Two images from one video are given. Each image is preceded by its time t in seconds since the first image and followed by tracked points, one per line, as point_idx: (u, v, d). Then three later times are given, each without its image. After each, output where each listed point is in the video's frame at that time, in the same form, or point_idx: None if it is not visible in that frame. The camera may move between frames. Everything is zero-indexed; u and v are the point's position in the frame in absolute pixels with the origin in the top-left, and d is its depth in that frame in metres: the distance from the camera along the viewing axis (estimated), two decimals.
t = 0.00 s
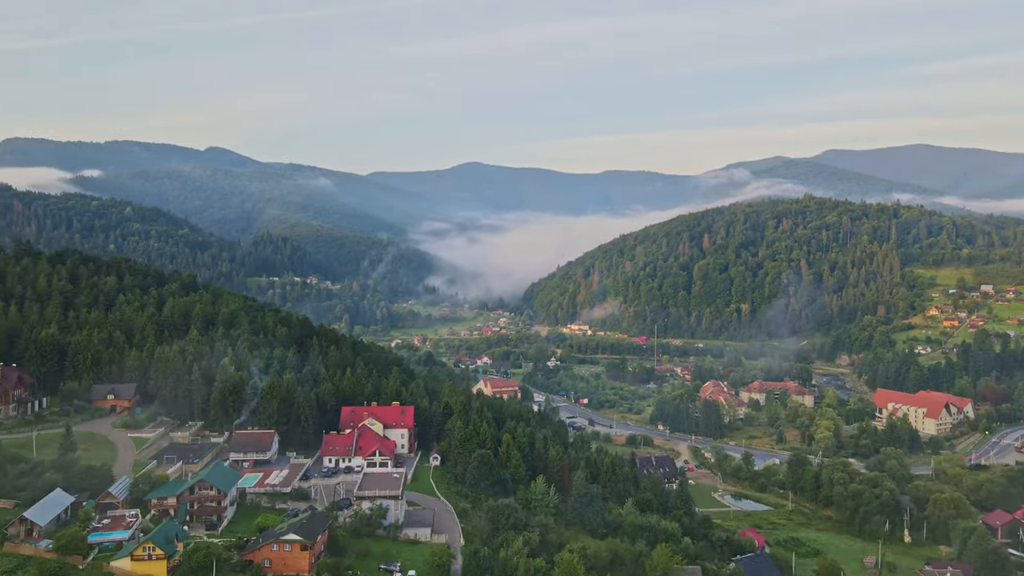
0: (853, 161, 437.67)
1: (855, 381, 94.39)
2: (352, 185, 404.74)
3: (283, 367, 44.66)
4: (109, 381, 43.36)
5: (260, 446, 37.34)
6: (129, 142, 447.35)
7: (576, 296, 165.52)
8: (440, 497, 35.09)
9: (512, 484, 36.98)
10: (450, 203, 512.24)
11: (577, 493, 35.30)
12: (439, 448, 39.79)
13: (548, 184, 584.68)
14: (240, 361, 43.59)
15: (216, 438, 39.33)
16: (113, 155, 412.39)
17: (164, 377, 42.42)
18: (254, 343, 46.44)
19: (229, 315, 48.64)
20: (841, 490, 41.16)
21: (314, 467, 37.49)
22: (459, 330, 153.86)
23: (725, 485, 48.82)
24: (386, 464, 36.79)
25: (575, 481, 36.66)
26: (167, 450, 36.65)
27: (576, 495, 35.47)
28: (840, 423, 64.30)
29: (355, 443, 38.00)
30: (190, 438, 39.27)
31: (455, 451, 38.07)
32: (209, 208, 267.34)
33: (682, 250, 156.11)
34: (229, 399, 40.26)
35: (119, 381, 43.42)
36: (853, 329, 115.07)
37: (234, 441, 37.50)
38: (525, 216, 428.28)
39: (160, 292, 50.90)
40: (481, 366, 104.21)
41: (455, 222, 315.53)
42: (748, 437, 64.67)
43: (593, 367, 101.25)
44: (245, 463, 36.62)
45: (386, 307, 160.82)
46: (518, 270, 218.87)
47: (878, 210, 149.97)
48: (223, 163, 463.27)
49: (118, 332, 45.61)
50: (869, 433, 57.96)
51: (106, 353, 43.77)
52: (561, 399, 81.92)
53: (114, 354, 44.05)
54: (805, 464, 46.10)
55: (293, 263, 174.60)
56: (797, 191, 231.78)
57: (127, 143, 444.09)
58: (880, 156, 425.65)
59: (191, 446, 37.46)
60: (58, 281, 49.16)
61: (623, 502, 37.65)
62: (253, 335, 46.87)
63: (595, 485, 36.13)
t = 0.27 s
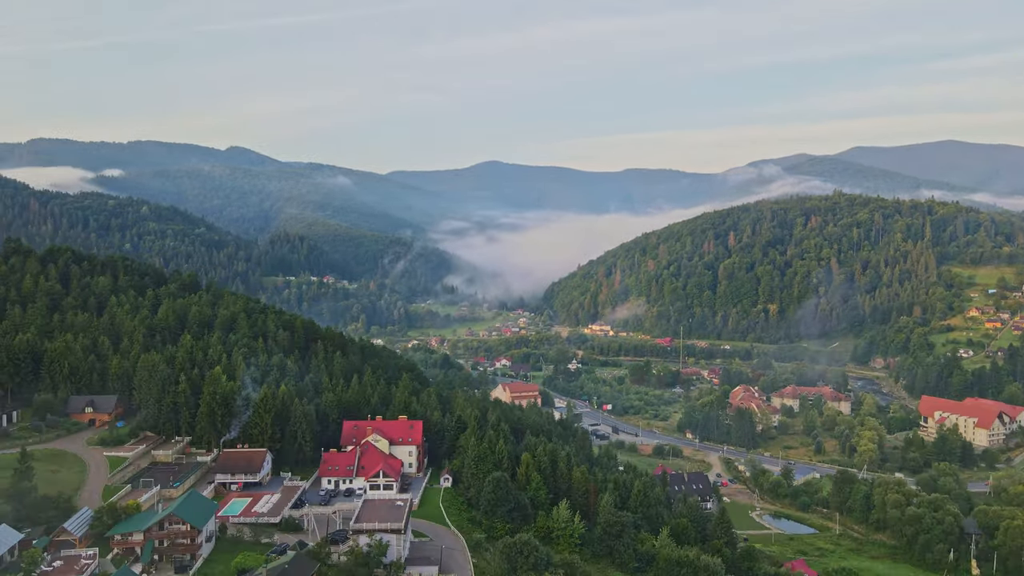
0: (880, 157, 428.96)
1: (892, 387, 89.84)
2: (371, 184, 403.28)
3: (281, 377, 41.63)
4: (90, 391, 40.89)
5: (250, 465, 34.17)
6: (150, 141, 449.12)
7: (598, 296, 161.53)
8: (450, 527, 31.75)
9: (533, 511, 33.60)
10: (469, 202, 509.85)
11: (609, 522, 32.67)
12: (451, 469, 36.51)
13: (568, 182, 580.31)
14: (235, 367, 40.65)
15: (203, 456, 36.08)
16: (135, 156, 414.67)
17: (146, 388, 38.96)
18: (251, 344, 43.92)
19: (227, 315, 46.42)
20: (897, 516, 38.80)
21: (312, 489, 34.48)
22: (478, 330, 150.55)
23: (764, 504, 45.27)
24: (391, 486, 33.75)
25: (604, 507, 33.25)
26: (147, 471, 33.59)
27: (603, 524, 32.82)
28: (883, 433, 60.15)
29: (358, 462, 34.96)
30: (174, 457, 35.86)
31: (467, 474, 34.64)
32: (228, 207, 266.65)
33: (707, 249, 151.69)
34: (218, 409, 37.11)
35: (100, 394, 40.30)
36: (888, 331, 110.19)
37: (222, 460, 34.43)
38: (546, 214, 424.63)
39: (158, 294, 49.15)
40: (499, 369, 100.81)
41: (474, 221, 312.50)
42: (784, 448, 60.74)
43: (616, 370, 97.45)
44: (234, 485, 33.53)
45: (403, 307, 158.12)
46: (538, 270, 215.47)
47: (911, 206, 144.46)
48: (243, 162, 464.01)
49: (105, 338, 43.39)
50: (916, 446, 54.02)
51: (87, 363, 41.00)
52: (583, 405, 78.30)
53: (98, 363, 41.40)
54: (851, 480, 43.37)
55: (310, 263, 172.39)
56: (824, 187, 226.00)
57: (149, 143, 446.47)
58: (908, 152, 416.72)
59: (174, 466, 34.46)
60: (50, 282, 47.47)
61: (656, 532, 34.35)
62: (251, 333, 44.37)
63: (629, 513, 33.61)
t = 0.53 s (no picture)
0: (901, 154, 421.36)
1: (926, 394, 85.32)
2: (384, 183, 400.84)
3: (270, 390, 38.56)
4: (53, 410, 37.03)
5: (225, 499, 30.98)
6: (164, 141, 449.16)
7: (614, 297, 157.49)
8: (451, 567, 28.88)
9: (548, 550, 30.99)
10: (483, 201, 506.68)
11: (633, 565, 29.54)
12: (456, 496, 33.66)
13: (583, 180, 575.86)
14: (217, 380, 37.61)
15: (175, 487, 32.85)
16: (150, 156, 415.16)
17: (114, 409, 35.57)
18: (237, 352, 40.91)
19: (216, 319, 43.56)
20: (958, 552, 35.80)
21: (299, 521, 31.64)
22: (491, 332, 147.14)
23: (800, 527, 41.83)
24: (387, 520, 30.88)
25: (631, 544, 30.29)
26: (106, 508, 30.19)
27: (630, 567, 29.79)
28: (925, 447, 55.99)
29: (351, 490, 32.09)
30: (141, 486, 32.77)
31: (476, 508, 32.00)
32: (239, 207, 264.85)
33: (727, 249, 147.42)
34: (193, 429, 34.02)
35: (64, 412, 37.00)
36: (919, 334, 105.51)
37: (197, 490, 31.24)
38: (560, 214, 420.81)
39: (143, 298, 46.57)
40: (513, 373, 97.25)
41: (488, 220, 309.07)
42: (817, 461, 56.85)
43: (635, 375, 93.59)
44: (210, 520, 30.47)
45: (415, 308, 154.95)
46: (552, 270, 211.92)
47: (940, 205, 139.42)
48: (257, 162, 463.20)
49: (79, 348, 40.37)
50: (963, 462, 50.09)
51: (51, 377, 37.59)
52: (601, 412, 74.60)
53: (65, 377, 38.35)
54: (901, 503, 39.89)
55: (321, 262, 169.56)
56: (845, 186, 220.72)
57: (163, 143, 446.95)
58: (930, 149, 408.95)
59: (140, 498, 31.40)
60: (27, 286, 44.88)
61: (688, 571, 31.30)
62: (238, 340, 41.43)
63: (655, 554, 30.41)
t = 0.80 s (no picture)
0: (920, 152, 413.75)
1: (961, 403, 80.87)
2: (396, 183, 398.37)
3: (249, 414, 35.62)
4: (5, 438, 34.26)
5: (187, 549, 28.58)
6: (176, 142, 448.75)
7: (629, 299, 153.49)
8: None
9: None
10: (495, 202, 503.73)
11: None
12: (459, 539, 30.91)
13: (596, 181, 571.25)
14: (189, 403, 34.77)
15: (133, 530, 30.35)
16: (162, 157, 415.18)
17: (71, 438, 32.88)
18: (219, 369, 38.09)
19: (196, 331, 40.76)
20: None
21: (277, 570, 29.20)
22: (503, 335, 143.60)
23: (840, 559, 38.92)
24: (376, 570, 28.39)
25: None
26: (51, 561, 27.75)
27: None
28: (969, 466, 51.88)
29: (337, 534, 29.50)
30: (93, 531, 30.25)
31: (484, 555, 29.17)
32: (249, 208, 263.14)
33: (745, 250, 143.11)
34: (155, 464, 31.25)
35: (15, 439, 34.13)
36: (949, 340, 100.86)
37: (153, 540, 28.91)
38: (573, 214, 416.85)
39: (122, 307, 43.79)
40: (524, 379, 93.73)
41: (500, 220, 305.60)
42: (851, 480, 52.91)
43: (652, 383, 89.69)
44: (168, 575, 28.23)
45: (424, 310, 151.70)
46: (565, 272, 208.43)
47: (968, 204, 134.33)
48: (269, 162, 461.90)
49: (42, 364, 37.62)
50: (1014, 487, 46.12)
51: (5, 401, 34.86)
52: (617, 423, 70.92)
53: (22, 398, 35.63)
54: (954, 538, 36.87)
55: (329, 264, 166.81)
56: (866, 185, 215.38)
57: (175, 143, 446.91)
58: (950, 147, 401.28)
59: (87, 549, 28.85)
60: None
61: None
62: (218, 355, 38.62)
63: None
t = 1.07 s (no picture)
0: (936, 152, 407.61)
1: (995, 416, 76.61)
2: (405, 185, 395.72)
3: (221, 454, 30.43)
4: None
5: None
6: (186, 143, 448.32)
7: (642, 303, 149.59)
8: None
9: None
10: (505, 204, 500.85)
11: None
12: None
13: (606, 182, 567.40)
14: (150, 440, 29.77)
15: None
16: (171, 159, 414.66)
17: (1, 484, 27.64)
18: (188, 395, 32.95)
19: (170, 351, 35.44)
20: None
21: None
22: (512, 341, 140.02)
23: None
24: None
25: None
26: None
27: None
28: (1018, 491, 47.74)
29: None
30: None
31: None
32: (256, 210, 260.69)
33: (762, 253, 138.85)
34: (96, 520, 26.14)
35: None
36: (978, 347, 96.43)
37: None
38: (583, 216, 413.22)
39: (93, 319, 38.64)
40: (534, 389, 90.11)
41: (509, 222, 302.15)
42: (889, 505, 48.89)
43: (668, 394, 85.92)
44: None
45: (432, 315, 148.13)
46: (576, 275, 204.91)
47: (993, 206, 129.70)
48: (278, 164, 460.55)
49: None
50: None
51: None
52: (633, 439, 67.04)
53: None
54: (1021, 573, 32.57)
55: (335, 267, 163.55)
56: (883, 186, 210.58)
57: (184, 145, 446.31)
58: (967, 147, 395.00)
59: None
60: None
61: None
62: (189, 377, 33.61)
63: None
